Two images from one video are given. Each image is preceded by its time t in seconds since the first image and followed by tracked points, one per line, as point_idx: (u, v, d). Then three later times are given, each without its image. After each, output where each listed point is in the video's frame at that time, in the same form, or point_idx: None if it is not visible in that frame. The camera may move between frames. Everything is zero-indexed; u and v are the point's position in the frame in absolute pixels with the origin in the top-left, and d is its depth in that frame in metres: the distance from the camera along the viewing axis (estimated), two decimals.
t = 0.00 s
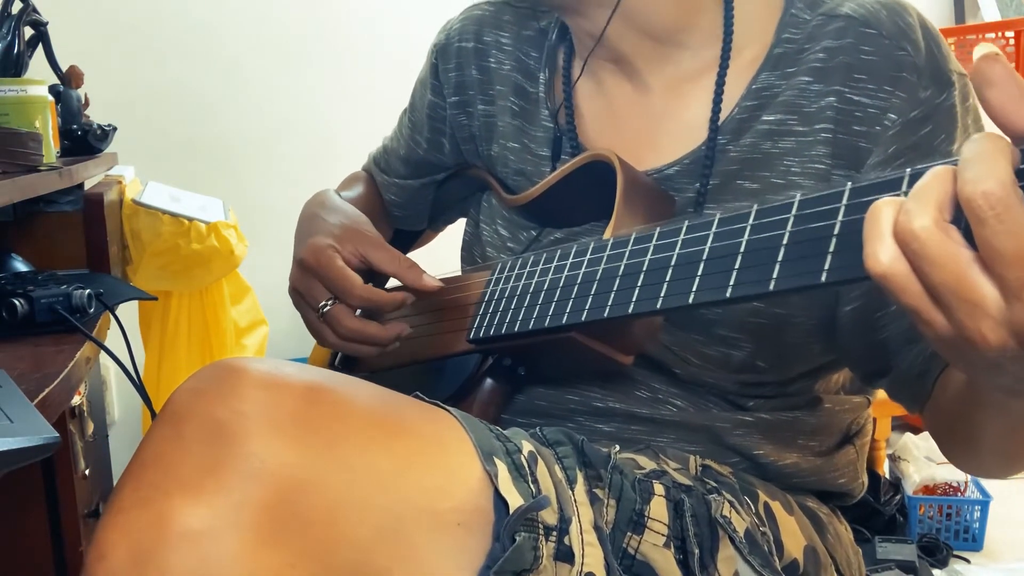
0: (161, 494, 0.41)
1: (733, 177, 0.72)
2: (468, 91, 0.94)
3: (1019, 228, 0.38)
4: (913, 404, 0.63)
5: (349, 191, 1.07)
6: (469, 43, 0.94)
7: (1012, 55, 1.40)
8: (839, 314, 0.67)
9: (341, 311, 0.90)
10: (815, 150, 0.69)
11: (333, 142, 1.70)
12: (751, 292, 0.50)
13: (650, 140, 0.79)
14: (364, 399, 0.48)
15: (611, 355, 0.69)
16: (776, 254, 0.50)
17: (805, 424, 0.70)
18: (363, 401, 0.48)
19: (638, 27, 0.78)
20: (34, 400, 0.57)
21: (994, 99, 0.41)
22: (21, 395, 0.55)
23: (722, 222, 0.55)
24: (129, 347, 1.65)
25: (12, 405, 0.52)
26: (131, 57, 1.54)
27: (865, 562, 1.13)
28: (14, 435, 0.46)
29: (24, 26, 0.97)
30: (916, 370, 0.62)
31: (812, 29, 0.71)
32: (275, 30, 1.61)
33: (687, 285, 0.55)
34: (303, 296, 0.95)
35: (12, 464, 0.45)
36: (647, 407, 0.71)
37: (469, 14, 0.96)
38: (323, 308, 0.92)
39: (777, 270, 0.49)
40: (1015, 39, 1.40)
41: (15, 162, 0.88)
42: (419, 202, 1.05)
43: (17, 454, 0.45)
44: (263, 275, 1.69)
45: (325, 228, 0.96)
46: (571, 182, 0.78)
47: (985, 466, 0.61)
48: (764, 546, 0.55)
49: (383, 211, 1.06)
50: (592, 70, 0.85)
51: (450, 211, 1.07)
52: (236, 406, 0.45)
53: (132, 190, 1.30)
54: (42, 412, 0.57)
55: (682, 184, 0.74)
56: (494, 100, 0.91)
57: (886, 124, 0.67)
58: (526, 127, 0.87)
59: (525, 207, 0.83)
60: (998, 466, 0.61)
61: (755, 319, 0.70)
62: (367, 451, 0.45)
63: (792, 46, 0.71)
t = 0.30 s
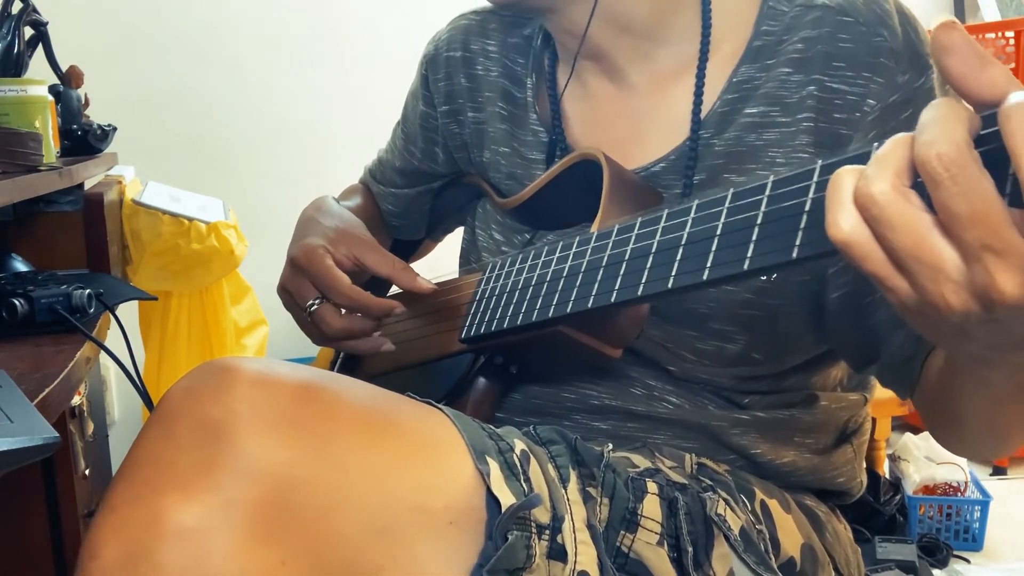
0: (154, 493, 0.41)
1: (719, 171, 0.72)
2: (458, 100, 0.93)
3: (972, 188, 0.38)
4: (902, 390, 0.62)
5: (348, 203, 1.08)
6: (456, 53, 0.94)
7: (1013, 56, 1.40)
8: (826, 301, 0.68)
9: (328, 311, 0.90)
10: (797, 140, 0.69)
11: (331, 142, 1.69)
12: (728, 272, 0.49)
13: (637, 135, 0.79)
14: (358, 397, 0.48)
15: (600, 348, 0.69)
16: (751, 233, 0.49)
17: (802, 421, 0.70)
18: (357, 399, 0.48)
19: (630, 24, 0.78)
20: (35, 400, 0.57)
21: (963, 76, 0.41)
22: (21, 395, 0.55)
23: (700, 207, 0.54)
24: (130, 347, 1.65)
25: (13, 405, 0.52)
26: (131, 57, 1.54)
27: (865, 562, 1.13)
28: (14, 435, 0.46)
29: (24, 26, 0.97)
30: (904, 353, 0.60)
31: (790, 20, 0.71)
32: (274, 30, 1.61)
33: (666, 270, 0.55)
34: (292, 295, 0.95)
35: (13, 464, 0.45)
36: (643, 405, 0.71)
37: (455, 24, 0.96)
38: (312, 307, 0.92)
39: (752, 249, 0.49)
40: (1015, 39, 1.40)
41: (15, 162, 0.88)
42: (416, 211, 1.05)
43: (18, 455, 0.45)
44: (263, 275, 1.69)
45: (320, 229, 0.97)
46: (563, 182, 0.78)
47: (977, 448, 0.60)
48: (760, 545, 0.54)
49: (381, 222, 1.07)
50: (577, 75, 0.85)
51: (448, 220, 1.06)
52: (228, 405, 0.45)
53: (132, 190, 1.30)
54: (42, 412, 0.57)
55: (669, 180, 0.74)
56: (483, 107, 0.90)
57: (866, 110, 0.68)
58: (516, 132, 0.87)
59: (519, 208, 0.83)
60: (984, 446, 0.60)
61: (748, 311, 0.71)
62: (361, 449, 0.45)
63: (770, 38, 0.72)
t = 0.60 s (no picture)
0: (148, 492, 0.41)
1: (708, 168, 0.72)
2: (451, 104, 0.93)
3: (945, 169, 0.38)
4: (893, 381, 0.61)
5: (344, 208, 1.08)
6: (448, 58, 0.94)
7: (1013, 56, 1.40)
8: (815, 296, 0.68)
9: (322, 311, 0.91)
10: (784, 135, 0.69)
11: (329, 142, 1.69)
12: (713, 263, 0.49)
13: (629, 134, 0.78)
14: (352, 396, 0.48)
15: (590, 343, 0.69)
16: (735, 224, 0.49)
17: (796, 419, 0.70)
18: (350, 397, 0.47)
19: (625, 22, 0.78)
20: (35, 400, 0.57)
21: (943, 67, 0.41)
22: (21, 395, 0.55)
23: (687, 200, 0.54)
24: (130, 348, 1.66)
25: (12, 405, 0.52)
26: (132, 57, 1.54)
27: (864, 563, 1.13)
28: (14, 435, 0.46)
29: (24, 26, 0.97)
30: (892, 346, 0.60)
31: (774, 16, 0.72)
32: (274, 30, 1.61)
33: (653, 264, 0.55)
34: (287, 295, 0.95)
35: (14, 463, 0.45)
36: (640, 402, 0.71)
37: (447, 29, 0.96)
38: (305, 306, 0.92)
39: (736, 238, 0.49)
40: (1015, 39, 1.40)
41: (15, 162, 0.88)
42: (413, 215, 1.05)
43: (16, 455, 0.45)
44: (262, 275, 1.69)
45: (316, 230, 0.97)
46: (558, 181, 0.78)
47: (962, 437, 0.60)
48: (756, 542, 0.54)
49: (376, 226, 1.06)
50: (564, 75, 0.85)
51: (444, 224, 1.06)
52: (222, 403, 0.44)
53: (132, 190, 1.30)
54: (42, 412, 0.57)
55: (658, 179, 0.74)
56: (475, 110, 0.90)
57: (850, 103, 0.68)
58: (508, 134, 0.86)
59: (513, 209, 0.83)
60: (971, 438, 0.60)
61: (739, 307, 0.71)
62: (355, 448, 0.44)
63: (756, 35, 0.72)
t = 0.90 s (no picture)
0: (147, 493, 0.41)
1: (710, 170, 0.72)
2: (452, 104, 0.93)
3: (950, 174, 0.38)
4: (892, 386, 0.62)
5: (345, 207, 1.08)
6: (449, 57, 0.94)
7: (1013, 56, 1.40)
8: (816, 298, 0.68)
9: (328, 311, 0.92)
10: (787, 137, 0.69)
11: (330, 142, 1.70)
12: (715, 266, 0.50)
13: (629, 137, 0.79)
14: (351, 395, 0.48)
15: (592, 346, 0.69)
16: (737, 227, 0.49)
17: (796, 420, 0.70)
18: (350, 397, 0.47)
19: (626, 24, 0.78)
20: (34, 400, 0.57)
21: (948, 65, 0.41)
22: (21, 395, 0.55)
23: (690, 202, 0.54)
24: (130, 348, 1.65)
25: (12, 405, 0.52)
26: (131, 57, 1.54)
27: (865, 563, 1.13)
28: (14, 435, 0.46)
29: (24, 26, 0.97)
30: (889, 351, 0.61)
31: (777, 18, 0.72)
32: (275, 30, 1.61)
33: (655, 266, 0.55)
34: (291, 296, 0.96)
35: (13, 464, 0.45)
36: (640, 403, 0.71)
37: (448, 28, 0.96)
38: (311, 308, 0.93)
39: (738, 242, 0.49)
40: (1015, 38, 1.40)
41: (15, 162, 0.88)
42: (414, 214, 1.05)
43: (17, 455, 0.45)
44: (263, 276, 1.69)
45: (315, 230, 0.98)
46: (560, 181, 0.78)
47: (962, 440, 0.61)
48: (755, 542, 0.54)
49: (377, 226, 1.06)
50: (565, 77, 0.85)
51: (446, 223, 1.06)
52: (222, 403, 0.44)
53: (132, 190, 1.30)
54: (42, 412, 0.57)
55: (661, 181, 0.74)
56: (477, 110, 0.90)
57: (853, 106, 0.68)
58: (509, 134, 0.87)
59: (514, 210, 0.83)
60: (971, 443, 0.61)
61: (740, 310, 0.70)
62: (353, 447, 0.44)
63: (759, 36, 0.71)
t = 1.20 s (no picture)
0: (151, 493, 0.41)
1: (721, 175, 0.72)
2: (460, 99, 0.94)
3: (980, 199, 0.38)
4: (897, 396, 0.63)
5: (350, 199, 1.08)
6: (459, 51, 0.94)
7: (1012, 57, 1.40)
8: (824, 307, 0.68)
9: (337, 308, 0.92)
10: (800, 145, 0.70)
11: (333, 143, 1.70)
12: (731, 279, 0.50)
13: (639, 139, 0.79)
14: (355, 396, 0.48)
15: (601, 350, 0.69)
16: (754, 240, 0.50)
17: (800, 422, 0.70)
18: (354, 398, 0.48)
19: (632, 28, 0.78)
20: (34, 400, 0.57)
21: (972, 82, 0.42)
22: (21, 395, 0.55)
23: (706, 211, 0.55)
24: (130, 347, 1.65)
25: (13, 405, 0.52)
26: (131, 57, 1.54)
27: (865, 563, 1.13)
28: (14, 435, 0.46)
29: (24, 26, 0.97)
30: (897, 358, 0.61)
31: (794, 24, 0.72)
32: (275, 31, 1.61)
33: (670, 275, 0.55)
34: (301, 293, 0.96)
35: (12, 464, 0.45)
36: (643, 405, 0.71)
37: (458, 22, 0.96)
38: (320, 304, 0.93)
39: (755, 255, 0.50)
40: (1015, 39, 1.40)
41: (15, 162, 0.88)
42: (418, 208, 1.05)
43: (17, 455, 0.45)
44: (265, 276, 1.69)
45: (324, 225, 0.97)
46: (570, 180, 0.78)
47: (970, 453, 0.61)
48: (758, 543, 0.55)
49: (382, 219, 1.07)
50: (579, 80, 0.85)
51: (449, 219, 1.06)
52: (226, 403, 0.45)
53: (132, 190, 1.30)
54: (42, 412, 0.57)
55: (671, 184, 0.74)
56: (486, 106, 0.90)
57: (867, 117, 0.68)
58: (519, 132, 0.87)
59: (522, 208, 0.83)
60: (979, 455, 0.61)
61: (746, 316, 0.70)
62: (358, 448, 0.45)
63: (774, 42, 0.72)
